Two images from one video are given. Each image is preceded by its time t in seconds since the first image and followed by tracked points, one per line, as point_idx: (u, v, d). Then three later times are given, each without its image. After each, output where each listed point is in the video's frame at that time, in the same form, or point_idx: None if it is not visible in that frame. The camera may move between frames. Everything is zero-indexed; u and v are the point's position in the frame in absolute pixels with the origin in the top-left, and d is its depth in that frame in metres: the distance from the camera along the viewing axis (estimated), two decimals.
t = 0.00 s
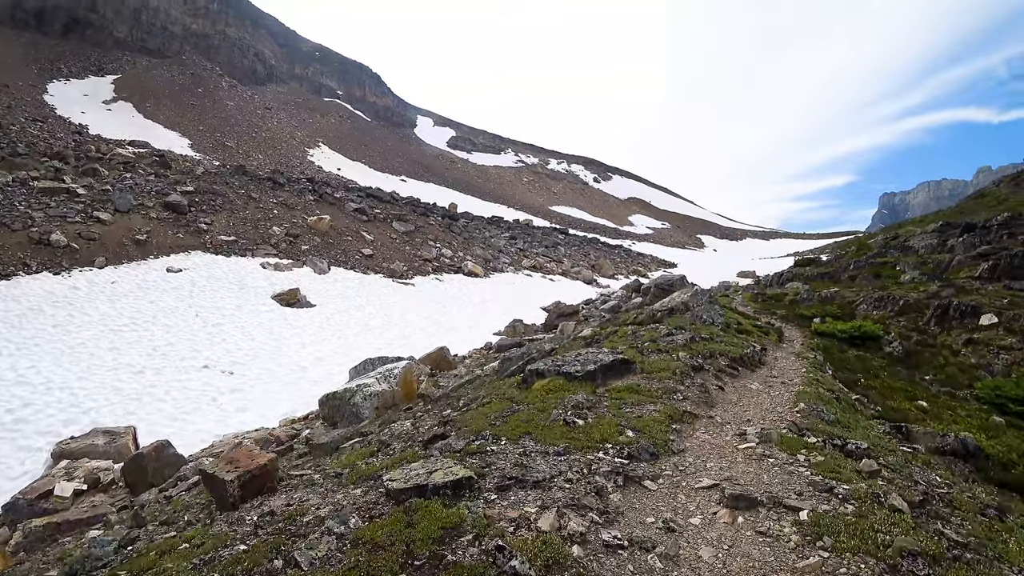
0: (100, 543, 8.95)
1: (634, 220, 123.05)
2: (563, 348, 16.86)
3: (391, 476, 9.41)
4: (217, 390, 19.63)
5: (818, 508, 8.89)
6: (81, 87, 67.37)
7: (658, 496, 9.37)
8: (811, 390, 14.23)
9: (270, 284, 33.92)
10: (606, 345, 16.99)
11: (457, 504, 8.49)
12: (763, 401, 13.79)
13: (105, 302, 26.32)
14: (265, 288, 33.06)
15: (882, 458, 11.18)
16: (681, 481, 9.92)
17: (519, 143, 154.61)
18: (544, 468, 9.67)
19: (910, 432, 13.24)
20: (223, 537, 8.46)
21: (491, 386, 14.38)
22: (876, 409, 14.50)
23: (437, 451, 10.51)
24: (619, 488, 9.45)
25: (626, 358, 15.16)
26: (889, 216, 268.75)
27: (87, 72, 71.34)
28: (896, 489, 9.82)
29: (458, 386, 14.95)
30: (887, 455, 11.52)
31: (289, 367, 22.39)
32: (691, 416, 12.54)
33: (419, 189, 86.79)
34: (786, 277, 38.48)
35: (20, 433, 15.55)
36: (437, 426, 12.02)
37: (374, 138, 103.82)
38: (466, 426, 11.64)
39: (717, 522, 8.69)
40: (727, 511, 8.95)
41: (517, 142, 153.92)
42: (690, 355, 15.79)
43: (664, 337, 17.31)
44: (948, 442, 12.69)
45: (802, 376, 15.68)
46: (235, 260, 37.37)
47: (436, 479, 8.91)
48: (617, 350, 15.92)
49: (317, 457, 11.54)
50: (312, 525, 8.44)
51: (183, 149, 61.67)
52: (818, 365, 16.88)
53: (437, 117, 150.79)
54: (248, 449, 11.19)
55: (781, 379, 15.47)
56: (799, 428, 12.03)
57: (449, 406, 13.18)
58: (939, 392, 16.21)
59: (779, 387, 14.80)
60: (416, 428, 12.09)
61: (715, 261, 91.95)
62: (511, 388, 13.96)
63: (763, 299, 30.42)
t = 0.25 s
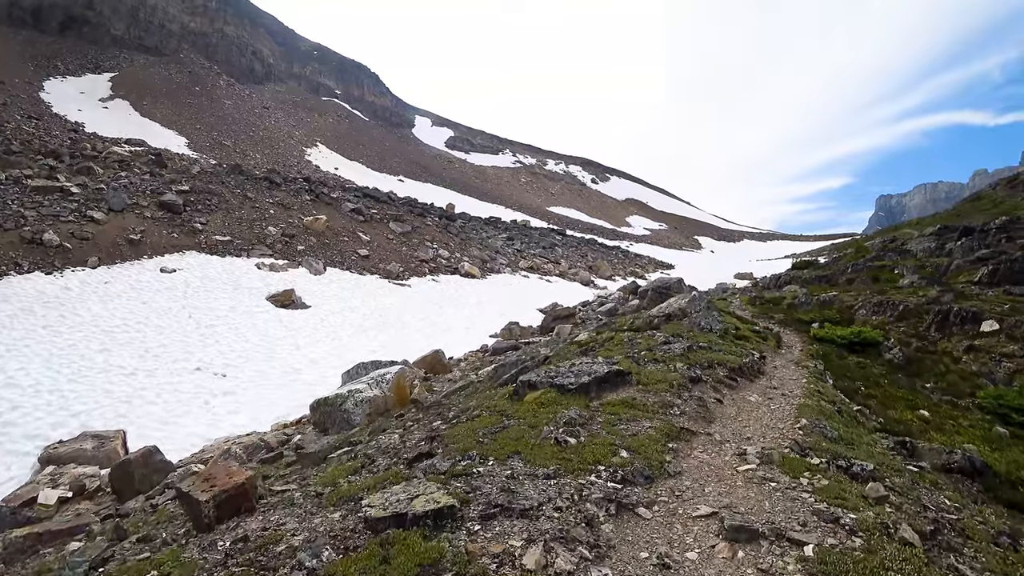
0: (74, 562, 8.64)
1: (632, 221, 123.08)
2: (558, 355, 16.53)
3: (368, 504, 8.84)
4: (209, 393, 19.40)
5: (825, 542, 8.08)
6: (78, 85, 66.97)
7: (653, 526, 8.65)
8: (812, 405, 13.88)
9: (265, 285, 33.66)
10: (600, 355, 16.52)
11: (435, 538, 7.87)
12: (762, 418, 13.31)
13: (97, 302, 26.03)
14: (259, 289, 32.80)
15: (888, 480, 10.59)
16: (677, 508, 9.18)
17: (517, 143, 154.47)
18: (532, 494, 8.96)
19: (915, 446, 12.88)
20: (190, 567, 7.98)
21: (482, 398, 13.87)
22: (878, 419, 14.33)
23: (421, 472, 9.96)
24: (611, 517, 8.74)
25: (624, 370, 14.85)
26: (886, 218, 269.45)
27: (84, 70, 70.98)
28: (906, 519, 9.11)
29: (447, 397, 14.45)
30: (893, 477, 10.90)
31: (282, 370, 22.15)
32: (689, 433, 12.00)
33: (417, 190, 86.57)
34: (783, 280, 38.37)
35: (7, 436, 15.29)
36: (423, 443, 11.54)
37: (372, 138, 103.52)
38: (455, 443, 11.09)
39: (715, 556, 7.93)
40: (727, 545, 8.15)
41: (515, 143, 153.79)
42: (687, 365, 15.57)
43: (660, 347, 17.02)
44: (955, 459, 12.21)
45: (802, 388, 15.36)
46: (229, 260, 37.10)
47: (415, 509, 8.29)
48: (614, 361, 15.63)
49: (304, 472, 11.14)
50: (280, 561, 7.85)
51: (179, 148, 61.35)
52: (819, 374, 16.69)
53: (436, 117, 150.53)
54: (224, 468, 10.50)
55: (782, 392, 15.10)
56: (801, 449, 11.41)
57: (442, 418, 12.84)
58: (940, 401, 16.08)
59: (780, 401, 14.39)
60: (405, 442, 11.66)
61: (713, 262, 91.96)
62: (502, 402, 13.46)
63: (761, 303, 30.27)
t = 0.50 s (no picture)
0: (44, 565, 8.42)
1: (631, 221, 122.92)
2: (556, 355, 16.29)
3: (344, 514, 8.51)
4: (202, 392, 19.15)
5: (848, 560, 7.66)
6: (77, 83, 66.67)
7: (656, 541, 8.19)
8: (821, 407, 13.63)
9: (261, 283, 33.39)
10: (600, 355, 16.24)
11: (414, 552, 7.39)
12: (768, 420, 13.11)
13: (91, 300, 25.75)
14: (256, 287, 32.55)
15: (908, 488, 10.30)
16: (683, 521, 8.76)
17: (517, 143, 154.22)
18: (525, 505, 8.53)
19: (929, 451, 12.62)
20: None
21: (478, 399, 13.59)
22: (885, 422, 14.15)
23: (406, 478, 9.64)
24: (609, 531, 8.31)
25: (624, 370, 14.63)
26: (885, 220, 269.58)
27: (83, 67, 70.67)
28: (935, 532, 8.81)
29: (444, 397, 14.18)
30: (912, 484, 10.60)
31: (277, 368, 21.91)
32: (694, 437, 11.75)
33: (416, 189, 86.30)
34: (783, 281, 38.18)
35: None
36: (411, 447, 11.27)
37: (372, 137, 103.26)
38: (443, 447, 10.80)
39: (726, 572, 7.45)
40: (739, 562, 7.63)
41: (514, 143, 153.56)
42: (690, 365, 15.38)
43: (660, 346, 16.79)
44: (972, 465, 11.90)
45: (810, 388, 15.13)
46: (226, 258, 36.83)
47: (396, 519, 7.84)
48: (613, 361, 15.41)
49: (293, 472, 11.01)
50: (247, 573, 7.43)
51: (178, 146, 61.04)
52: (825, 374, 16.51)
53: (435, 117, 150.27)
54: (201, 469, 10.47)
55: (786, 393, 14.85)
56: (814, 455, 11.12)
57: (432, 421, 12.57)
58: (947, 402, 15.90)
59: (785, 404, 14.13)
60: (394, 444, 11.40)
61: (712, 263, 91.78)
62: (500, 403, 13.19)
63: (762, 304, 30.06)
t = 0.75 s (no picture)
0: None
1: (632, 221, 122.63)
2: (559, 355, 15.94)
3: (322, 538, 8.13)
4: (197, 392, 18.85)
5: None
6: (77, 82, 66.41)
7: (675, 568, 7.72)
8: (840, 411, 13.35)
9: (259, 282, 33.08)
10: (606, 356, 15.86)
11: None
12: (788, 424, 12.90)
13: (86, 299, 25.43)
14: (254, 286, 32.25)
15: (944, 505, 9.87)
16: (701, 545, 8.24)
17: (517, 143, 153.88)
18: (523, 527, 8.10)
19: (957, 460, 12.24)
20: None
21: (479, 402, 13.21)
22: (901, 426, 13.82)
23: (392, 493, 9.24)
24: (619, 556, 7.83)
25: (630, 372, 14.26)
26: (885, 219, 269.14)
27: (82, 66, 70.37)
28: (983, 559, 8.28)
29: (449, 399, 13.83)
30: (947, 499, 10.24)
31: (274, 368, 21.60)
32: (706, 446, 11.38)
33: (416, 188, 85.99)
34: (786, 280, 37.88)
35: None
36: (400, 455, 10.93)
37: (372, 136, 102.95)
38: (435, 458, 10.46)
39: None
40: None
41: (515, 143, 153.22)
42: (698, 367, 15.05)
43: (665, 347, 16.44)
44: (1004, 474, 11.47)
45: (827, 391, 14.85)
46: (224, 257, 36.54)
47: (376, 547, 7.44)
48: (619, 362, 15.07)
49: (281, 479, 10.74)
50: None
51: (178, 145, 60.75)
52: (838, 376, 16.17)
53: (435, 117, 149.95)
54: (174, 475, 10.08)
55: (797, 398, 14.48)
56: (841, 467, 10.71)
57: (426, 425, 12.18)
58: (962, 405, 15.58)
59: (797, 410, 13.77)
60: (381, 451, 11.09)
61: (713, 263, 91.49)
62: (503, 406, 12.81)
63: (765, 303, 29.74)
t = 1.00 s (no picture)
0: None
1: (633, 220, 122.37)
2: (559, 368, 15.11)
3: None
4: (193, 397, 18.56)
5: None
6: (77, 83, 66.24)
7: None
8: (862, 432, 12.45)
9: (258, 284, 32.80)
10: (609, 370, 14.89)
11: None
12: (806, 448, 11.85)
13: (83, 301, 25.18)
14: (252, 288, 31.96)
15: (989, 546, 8.78)
16: None
17: (518, 142, 153.59)
18: None
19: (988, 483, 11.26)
20: None
21: (472, 423, 12.19)
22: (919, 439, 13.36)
23: (372, 539, 8.29)
24: None
25: (638, 388, 13.36)
26: (887, 218, 268.65)
27: (83, 67, 70.20)
28: None
29: (439, 420, 12.86)
30: (990, 535, 9.25)
31: (272, 373, 21.29)
32: (723, 475, 10.28)
33: (417, 188, 85.76)
34: (790, 280, 37.52)
35: None
36: (389, 483, 10.19)
37: (373, 136, 102.68)
38: (426, 491, 9.48)
39: None
40: None
41: (516, 142, 152.95)
42: (709, 381, 14.17)
43: (672, 359, 15.64)
44: None
45: (845, 410, 13.89)
46: (223, 258, 36.26)
47: None
48: (624, 376, 14.20)
49: (267, 494, 10.67)
50: None
51: (179, 146, 60.52)
52: (854, 393, 15.21)
53: (436, 117, 149.72)
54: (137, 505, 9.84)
55: (813, 418, 13.51)
56: (873, 504, 9.49)
57: (420, 444, 11.61)
58: (979, 414, 15.15)
59: (816, 431, 12.77)
60: (367, 477, 10.37)
61: (716, 262, 91.16)
62: (499, 428, 11.81)
63: (770, 304, 29.38)
